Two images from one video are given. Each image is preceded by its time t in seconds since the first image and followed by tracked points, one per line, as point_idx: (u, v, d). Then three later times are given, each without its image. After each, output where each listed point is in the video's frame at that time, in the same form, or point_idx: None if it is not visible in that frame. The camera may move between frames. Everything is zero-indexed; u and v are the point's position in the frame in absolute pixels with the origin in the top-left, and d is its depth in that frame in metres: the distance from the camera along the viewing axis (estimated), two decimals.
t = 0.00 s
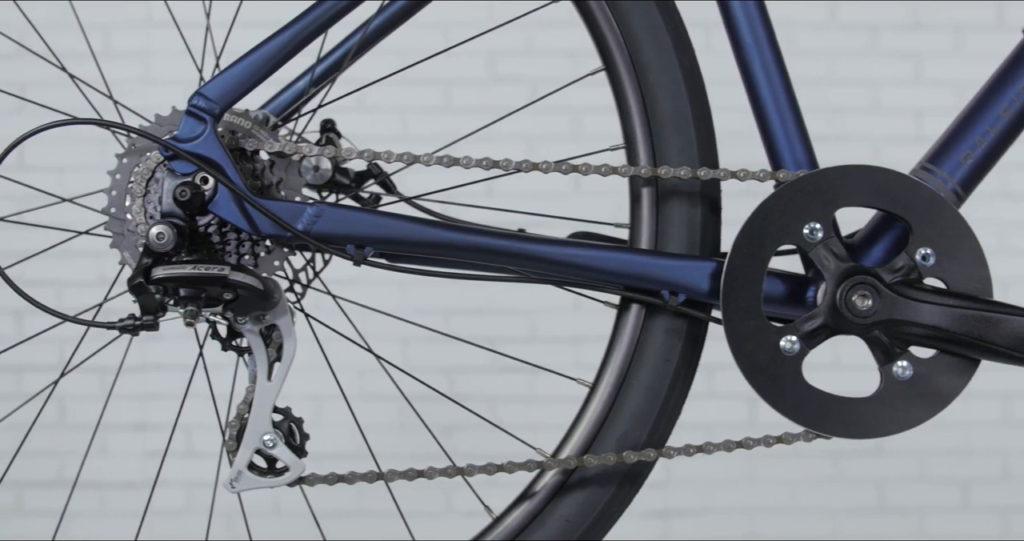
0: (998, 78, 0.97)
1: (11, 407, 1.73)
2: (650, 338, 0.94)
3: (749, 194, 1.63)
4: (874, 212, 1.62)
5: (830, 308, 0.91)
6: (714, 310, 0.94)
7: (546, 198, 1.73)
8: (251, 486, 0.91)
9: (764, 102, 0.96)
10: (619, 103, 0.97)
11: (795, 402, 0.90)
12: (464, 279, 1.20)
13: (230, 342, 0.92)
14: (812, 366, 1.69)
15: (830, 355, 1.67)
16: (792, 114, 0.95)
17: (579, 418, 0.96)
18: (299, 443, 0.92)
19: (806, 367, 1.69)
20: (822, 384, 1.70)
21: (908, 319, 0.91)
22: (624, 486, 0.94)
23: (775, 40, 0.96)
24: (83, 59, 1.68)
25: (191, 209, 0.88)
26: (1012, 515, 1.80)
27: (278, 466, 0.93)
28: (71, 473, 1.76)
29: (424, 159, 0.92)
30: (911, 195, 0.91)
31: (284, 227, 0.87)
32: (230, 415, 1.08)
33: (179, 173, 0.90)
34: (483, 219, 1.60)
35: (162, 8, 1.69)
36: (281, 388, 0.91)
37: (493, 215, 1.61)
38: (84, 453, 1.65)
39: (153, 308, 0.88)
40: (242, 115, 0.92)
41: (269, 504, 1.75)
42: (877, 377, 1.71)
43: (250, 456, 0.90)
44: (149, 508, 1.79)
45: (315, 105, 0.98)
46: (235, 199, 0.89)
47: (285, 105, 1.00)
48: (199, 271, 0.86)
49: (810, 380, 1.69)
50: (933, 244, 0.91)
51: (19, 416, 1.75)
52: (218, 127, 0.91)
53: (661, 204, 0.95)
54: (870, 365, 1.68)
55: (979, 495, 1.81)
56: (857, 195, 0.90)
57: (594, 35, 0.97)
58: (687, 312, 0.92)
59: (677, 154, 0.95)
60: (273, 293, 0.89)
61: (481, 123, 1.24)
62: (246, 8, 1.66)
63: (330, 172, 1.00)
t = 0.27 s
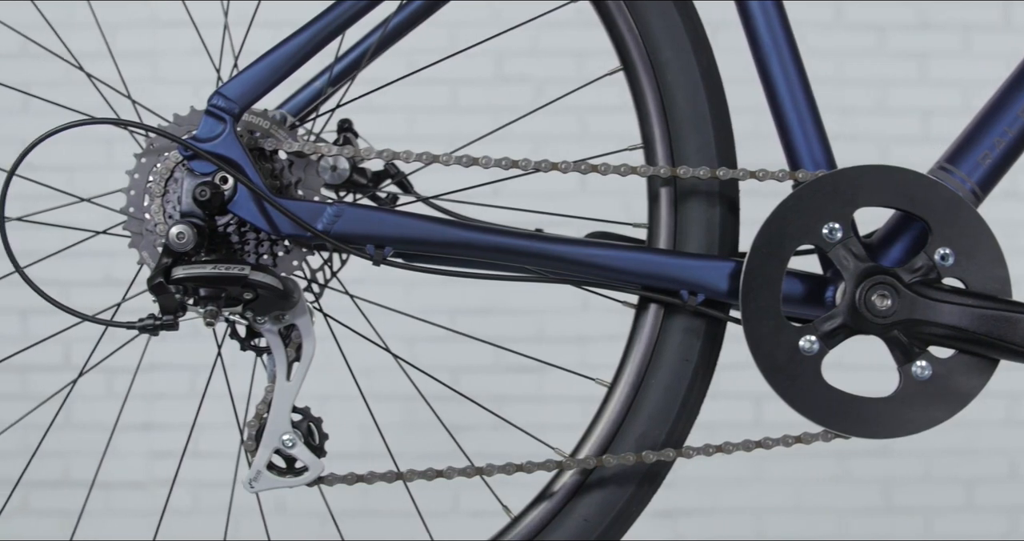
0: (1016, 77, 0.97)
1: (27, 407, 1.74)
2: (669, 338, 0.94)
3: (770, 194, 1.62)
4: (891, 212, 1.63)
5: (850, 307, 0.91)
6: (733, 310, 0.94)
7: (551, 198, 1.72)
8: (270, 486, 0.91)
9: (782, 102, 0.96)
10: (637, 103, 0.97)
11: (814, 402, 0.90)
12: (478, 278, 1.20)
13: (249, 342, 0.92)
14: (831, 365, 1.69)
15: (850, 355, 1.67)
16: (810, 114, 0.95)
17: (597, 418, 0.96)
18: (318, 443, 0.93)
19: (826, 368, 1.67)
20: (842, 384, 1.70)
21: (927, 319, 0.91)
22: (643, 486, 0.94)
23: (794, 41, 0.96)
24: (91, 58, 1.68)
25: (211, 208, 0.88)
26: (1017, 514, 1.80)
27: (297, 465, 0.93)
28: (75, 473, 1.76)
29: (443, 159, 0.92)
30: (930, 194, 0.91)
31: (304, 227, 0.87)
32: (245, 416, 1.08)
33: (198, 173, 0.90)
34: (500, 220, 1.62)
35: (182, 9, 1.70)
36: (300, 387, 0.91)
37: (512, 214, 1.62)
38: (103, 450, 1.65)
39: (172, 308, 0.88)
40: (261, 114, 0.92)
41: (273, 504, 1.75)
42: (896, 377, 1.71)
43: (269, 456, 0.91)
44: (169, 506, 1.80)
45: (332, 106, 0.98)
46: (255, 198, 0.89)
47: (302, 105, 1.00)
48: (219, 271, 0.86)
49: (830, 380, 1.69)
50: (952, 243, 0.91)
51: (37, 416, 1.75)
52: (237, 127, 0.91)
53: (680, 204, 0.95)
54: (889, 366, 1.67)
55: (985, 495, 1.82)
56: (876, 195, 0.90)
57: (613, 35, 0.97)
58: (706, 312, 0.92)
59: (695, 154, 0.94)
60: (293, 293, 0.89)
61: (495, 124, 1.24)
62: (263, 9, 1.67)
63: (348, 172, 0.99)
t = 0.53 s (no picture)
0: None
1: (38, 406, 1.73)
2: (687, 338, 0.94)
3: (789, 194, 1.61)
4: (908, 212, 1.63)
5: (869, 307, 0.91)
6: (751, 310, 0.94)
7: (557, 198, 1.72)
8: (289, 486, 0.91)
9: (800, 102, 0.96)
10: (655, 103, 0.97)
11: (834, 402, 0.90)
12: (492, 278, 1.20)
13: (268, 341, 0.92)
14: (851, 366, 1.69)
15: (870, 355, 1.67)
16: (828, 114, 0.95)
17: (616, 417, 0.96)
18: (337, 443, 0.93)
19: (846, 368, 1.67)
20: (862, 385, 1.70)
21: (947, 319, 0.91)
22: (661, 485, 0.94)
23: (811, 40, 0.96)
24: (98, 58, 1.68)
25: (231, 208, 0.88)
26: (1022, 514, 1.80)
27: (316, 465, 0.93)
28: (80, 473, 1.76)
29: (461, 159, 0.92)
30: (949, 193, 0.91)
31: (324, 227, 0.87)
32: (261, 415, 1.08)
33: (218, 172, 0.90)
34: (520, 220, 1.63)
35: (196, 9, 1.70)
36: (319, 387, 0.91)
37: (532, 215, 1.64)
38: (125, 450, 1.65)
39: (192, 308, 0.88)
40: (280, 114, 0.92)
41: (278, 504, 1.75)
42: (915, 378, 1.71)
43: (288, 456, 0.90)
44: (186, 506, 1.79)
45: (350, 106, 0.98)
46: (274, 198, 0.89)
47: (319, 105, 1.00)
48: (239, 271, 0.86)
49: (850, 381, 1.69)
50: (971, 243, 0.91)
51: (54, 416, 1.75)
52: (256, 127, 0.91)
53: (698, 203, 0.95)
54: (908, 365, 1.67)
55: (990, 495, 1.81)
56: (895, 195, 0.90)
57: (631, 35, 0.97)
58: (724, 311, 0.92)
59: (714, 154, 0.95)
60: (312, 293, 0.89)
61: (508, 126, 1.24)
62: (280, 9, 1.67)
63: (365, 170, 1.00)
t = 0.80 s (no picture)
0: None
1: (45, 406, 1.73)
2: (708, 337, 0.94)
3: (810, 193, 1.61)
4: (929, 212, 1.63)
5: (891, 307, 0.91)
6: (772, 310, 0.94)
7: (564, 197, 1.71)
8: (310, 485, 0.91)
9: (820, 102, 0.96)
10: (676, 103, 0.97)
11: (856, 402, 0.90)
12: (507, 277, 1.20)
13: (290, 341, 0.92)
14: (872, 367, 1.69)
15: (890, 355, 1.68)
16: (848, 113, 0.95)
17: (636, 417, 0.97)
18: (359, 443, 0.92)
19: (867, 369, 1.67)
20: (883, 384, 1.71)
21: (969, 318, 0.91)
22: (683, 485, 0.94)
23: (831, 40, 0.96)
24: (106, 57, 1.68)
25: (253, 208, 0.88)
26: None
27: (338, 465, 0.93)
28: (87, 473, 1.76)
29: (483, 159, 0.92)
30: (971, 193, 0.91)
31: (346, 227, 0.87)
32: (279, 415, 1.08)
33: (240, 172, 0.90)
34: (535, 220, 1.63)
35: (202, 8, 1.70)
36: (340, 387, 0.91)
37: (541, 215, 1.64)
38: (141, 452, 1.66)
39: (214, 307, 0.88)
40: (301, 114, 0.92)
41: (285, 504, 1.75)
42: (937, 377, 1.71)
43: (310, 456, 0.90)
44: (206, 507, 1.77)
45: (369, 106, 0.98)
46: (296, 198, 0.89)
47: (338, 105, 1.00)
48: (262, 271, 0.86)
49: (871, 382, 1.70)
50: (993, 243, 0.91)
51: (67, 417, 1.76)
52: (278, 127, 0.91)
53: (719, 203, 0.95)
54: (928, 365, 1.67)
55: (996, 494, 1.81)
56: (917, 195, 0.90)
57: (651, 35, 0.97)
58: (746, 311, 0.92)
59: (734, 154, 0.95)
60: (334, 293, 0.89)
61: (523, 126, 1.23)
62: (302, 8, 1.66)
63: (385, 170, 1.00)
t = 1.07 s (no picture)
0: None
1: (51, 406, 1.73)
2: (725, 337, 0.94)
3: (829, 193, 1.62)
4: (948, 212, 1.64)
5: (909, 307, 0.91)
6: (790, 310, 0.94)
7: (570, 197, 1.71)
8: (328, 485, 0.91)
9: (837, 102, 0.96)
10: (693, 103, 0.97)
11: (874, 402, 0.90)
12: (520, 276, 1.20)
13: (308, 341, 0.92)
14: (890, 367, 1.69)
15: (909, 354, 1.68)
16: (865, 113, 0.95)
17: (654, 417, 0.97)
18: (377, 443, 0.92)
19: (887, 368, 1.67)
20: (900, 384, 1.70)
21: (987, 318, 0.91)
22: (700, 485, 0.94)
23: (849, 39, 0.96)
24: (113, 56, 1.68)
25: (272, 208, 0.88)
26: None
27: (355, 465, 0.93)
28: (93, 472, 1.76)
29: (501, 158, 0.92)
30: (988, 193, 0.91)
31: (365, 227, 0.87)
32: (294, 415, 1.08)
33: (258, 172, 0.90)
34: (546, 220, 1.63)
35: (207, 8, 1.69)
36: (358, 387, 0.91)
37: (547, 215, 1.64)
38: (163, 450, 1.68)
39: (234, 307, 0.88)
40: (319, 114, 0.92)
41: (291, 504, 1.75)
42: (955, 378, 1.71)
43: (328, 455, 0.90)
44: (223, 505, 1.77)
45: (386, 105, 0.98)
46: (315, 198, 0.89)
47: (355, 104, 0.99)
48: (281, 271, 0.86)
49: (889, 382, 1.69)
50: (1011, 243, 0.91)
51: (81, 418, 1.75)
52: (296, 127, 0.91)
53: (736, 203, 0.95)
54: (947, 364, 1.67)
55: (1001, 494, 1.81)
56: (935, 195, 0.90)
57: (669, 35, 0.97)
58: (764, 311, 0.92)
59: (752, 153, 0.95)
60: (353, 292, 0.89)
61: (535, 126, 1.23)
62: (318, 8, 1.66)
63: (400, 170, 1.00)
